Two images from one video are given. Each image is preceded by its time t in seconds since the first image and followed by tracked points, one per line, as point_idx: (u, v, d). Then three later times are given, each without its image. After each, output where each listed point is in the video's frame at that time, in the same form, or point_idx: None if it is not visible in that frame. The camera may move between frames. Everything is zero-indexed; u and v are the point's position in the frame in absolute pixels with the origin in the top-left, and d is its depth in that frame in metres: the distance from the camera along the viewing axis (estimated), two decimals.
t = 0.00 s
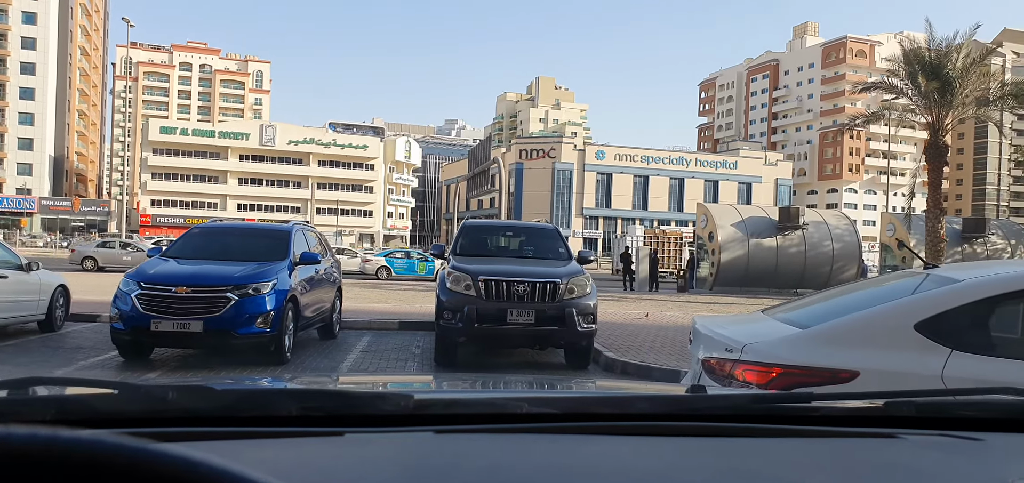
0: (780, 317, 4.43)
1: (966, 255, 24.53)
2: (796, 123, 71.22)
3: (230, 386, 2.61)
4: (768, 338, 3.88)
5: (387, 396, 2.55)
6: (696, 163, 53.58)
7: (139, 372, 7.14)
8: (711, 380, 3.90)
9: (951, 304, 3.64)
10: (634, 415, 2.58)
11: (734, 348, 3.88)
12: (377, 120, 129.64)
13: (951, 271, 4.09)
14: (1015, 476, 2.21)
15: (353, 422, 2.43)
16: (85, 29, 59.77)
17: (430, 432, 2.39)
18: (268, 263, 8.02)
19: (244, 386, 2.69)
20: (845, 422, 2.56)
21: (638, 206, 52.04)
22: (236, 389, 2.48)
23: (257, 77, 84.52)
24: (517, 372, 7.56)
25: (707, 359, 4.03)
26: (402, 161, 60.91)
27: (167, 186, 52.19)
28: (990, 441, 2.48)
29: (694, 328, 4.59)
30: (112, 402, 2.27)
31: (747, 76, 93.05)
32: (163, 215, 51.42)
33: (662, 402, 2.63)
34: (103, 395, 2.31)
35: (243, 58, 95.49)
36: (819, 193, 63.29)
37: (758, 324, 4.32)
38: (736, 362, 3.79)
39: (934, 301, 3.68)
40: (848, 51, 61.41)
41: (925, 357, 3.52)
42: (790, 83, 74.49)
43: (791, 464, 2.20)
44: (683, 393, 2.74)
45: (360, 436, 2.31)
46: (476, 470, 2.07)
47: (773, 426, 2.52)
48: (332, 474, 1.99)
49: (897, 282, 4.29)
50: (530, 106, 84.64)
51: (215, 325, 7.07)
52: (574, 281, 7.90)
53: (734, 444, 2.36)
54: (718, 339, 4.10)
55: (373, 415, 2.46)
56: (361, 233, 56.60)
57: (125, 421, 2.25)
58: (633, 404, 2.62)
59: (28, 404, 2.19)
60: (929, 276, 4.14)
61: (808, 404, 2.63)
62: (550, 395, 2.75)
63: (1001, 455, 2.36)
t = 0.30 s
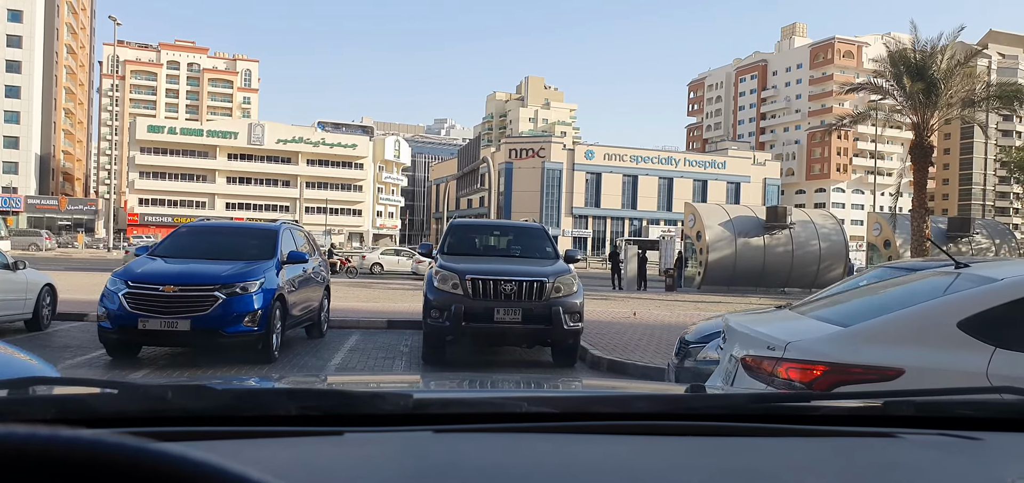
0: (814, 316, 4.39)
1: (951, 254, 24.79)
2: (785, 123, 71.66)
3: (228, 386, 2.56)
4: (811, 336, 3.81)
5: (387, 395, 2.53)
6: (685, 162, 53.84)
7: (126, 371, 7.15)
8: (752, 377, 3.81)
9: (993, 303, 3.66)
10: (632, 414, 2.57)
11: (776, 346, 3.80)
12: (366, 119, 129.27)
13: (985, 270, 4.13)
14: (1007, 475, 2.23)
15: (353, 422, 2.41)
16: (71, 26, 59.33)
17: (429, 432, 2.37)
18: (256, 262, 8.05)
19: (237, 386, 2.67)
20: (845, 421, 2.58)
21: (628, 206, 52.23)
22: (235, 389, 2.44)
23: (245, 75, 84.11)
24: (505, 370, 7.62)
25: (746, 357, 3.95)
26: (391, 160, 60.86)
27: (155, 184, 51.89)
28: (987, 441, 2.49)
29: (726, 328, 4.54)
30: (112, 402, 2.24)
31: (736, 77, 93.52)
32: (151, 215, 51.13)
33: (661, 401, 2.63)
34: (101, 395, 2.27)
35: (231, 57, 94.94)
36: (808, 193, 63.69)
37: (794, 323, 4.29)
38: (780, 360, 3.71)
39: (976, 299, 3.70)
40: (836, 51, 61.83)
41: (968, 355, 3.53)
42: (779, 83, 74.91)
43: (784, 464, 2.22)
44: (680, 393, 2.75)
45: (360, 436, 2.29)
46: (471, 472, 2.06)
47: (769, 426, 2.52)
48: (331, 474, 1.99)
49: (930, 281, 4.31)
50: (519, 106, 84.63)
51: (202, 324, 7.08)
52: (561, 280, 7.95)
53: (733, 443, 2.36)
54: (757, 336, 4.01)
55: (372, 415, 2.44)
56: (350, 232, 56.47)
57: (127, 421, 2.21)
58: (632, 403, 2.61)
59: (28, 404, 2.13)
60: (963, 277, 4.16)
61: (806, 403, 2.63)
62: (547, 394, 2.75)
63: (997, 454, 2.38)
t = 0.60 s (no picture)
0: (851, 317, 4.23)
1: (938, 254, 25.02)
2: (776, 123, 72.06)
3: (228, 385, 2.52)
4: (858, 337, 3.63)
5: (387, 396, 2.50)
6: (677, 162, 54.07)
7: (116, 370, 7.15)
8: (800, 380, 3.63)
9: None
10: (634, 414, 2.56)
11: (823, 347, 3.61)
12: (357, 118, 129.62)
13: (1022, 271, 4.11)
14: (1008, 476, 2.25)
15: (353, 422, 2.38)
16: (61, 23, 58.97)
17: (429, 432, 2.36)
18: (246, 261, 8.06)
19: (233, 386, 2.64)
20: (845, 421, 2.59)
21: (619, 205, 52.39)
22: (234, 389, 2.39)
23: (236, 74, 83.87)
24: (494, 369, 7.65)
25: (792, 359, 3.75)
26: (383, 159, 60.86)
27: (145, 183, 51.67)
28: (989, 441, 2.52)
29: (760, 328, 4.38)
30: (109, 401, 2.17)
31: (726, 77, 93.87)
32: (141, 214, 50.93)
33: (661, 402, 2.62)
34: (99, 393, 2.20)
35: (222, 55, 94.52)
36: (798, 193, 64.00)
37: (829, 320, 4.15)
38: (829, 362, 3.52)
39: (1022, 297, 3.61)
40: (826, 52, 62.18)
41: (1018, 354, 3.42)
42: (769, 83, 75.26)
43: (787, 466, 2.22)
44: (680, 393, 2.75)
45: (363, 436, 2.27)
46: (474, 473, 2.06)
47: (772, 426, 2.52)
48: (333, 474, 1.99)
49: (963, 285, 4.24)
50: (511, 105, 84.63)
51: (192, 322, 7.09)
52: (550, 279, 8.01)
53: (736, 446, 2.36)
54: (797, 336, 3.84)
55: (372, 415, 2.41)
56: (341, 231, 56.37)
57: (123, 421, 2.14)
58: (633, 404, 2.61)
59: (26, 404, 2.08)
60: (999, 278, 4.10)
61: (807, 403, 2.63)
62: (545, 395, 2.74)
63: (996, 453, 2.42)
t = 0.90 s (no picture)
0: (896, 318, 4.20)
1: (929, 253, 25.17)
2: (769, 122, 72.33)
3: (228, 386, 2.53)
4: (912, 340, 3.60)
5: (387, 395, 2.51)
6: (670, 162, 54.25)
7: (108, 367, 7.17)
8: (855, 384, 3.63)
9: None
10: (632, 413, 2.59)
11: (878, 351, 3.59)
12: (352, 117, 129.63)
13: None
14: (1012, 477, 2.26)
15: (353, 422, 2.39)
16: (53, 21, 58.67)
17: (429, 431, 2.37)
18: (238, 259, 8.07)
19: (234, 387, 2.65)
20: (842, 421, 2.63)
21: (613, 204, 52.50)
22: (235, 389, 2.40)
23: (230, 72, 83.66)
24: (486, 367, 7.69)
25: (847, 364, 3.74)
26: (377, 158, 60.87)
27: (138, 182, 51.51)
28: (986, 440, 2.57)
29: (804, 332, 4.34)
30: (110, 399, 2.18)
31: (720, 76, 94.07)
32: (134, 212, 50.77)
33: (659, 402, 2.65)
34: (99, 393, 2.21)
35: (216, 53, 94.27)
36: (791, 192, 64.23)
37: (872, 323, 4.14)
38: (886, 366, 3.50)
39: None
40: (819, 52, 62.43)
41: None
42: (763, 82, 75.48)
43: (786, 462, 2.25)
44: (678, 393, 2.78)
45: (364, 436, 2.27)
46: (477, 472, 2.06)
47: (769, 426, 2.56)
48: (336, 473, 2.00)
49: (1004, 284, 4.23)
50: (505, 104, 84.62)
51: (185, 320, 7.11)
52: (542, 278, 8.06)
53: (737, 445, 2.37)
54: (849, 339, 3.83)
55: (373, 413, 2.41)
56: (335, 230, 56.31)
57: (124, 419, 2.15)
58: (632, 403, 2.64)
59: (31, 404, 2.10)
60: None
61: (805, 402, 2.67)
62: (544, 394, 2.76)
63: (996, 453, 2.45)
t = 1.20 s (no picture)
0: (944, 316, 4.08)
1: (921, 253, 25.28)
2: (763, 123, 72.59)
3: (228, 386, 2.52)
4: (974, 340, 3.49)
5: (387, 395, 2.51)
6: (664, 162, 54.38)
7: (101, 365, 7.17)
8: (912, 384, 3.55)
9: None
10: (631, 414, 2.60)
11: (941, 353, 3.49)
12: (346, 117, 129.40)
13: None
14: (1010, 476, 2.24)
15: (356, 422, 2.38)
16: (45, 19, 58.31)
17: (428, 432, 2.35)
18: (232, 259, 8.10)
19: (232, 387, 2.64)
20: (842, 421, 2.62)
21: (607, 204, 52.53)
22: (236, 390, 2.39)
23: (223, 71, 83.34)
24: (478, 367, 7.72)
25: (905, 365, 3.64)
26: (370, 157, 60.82)
27: (130, 181, 51.31)
28: (985, 440, 2.55)
29: (851, 332, 4.23)
30: (111, 399, 2.17)
31: (713, 77, 94.34)
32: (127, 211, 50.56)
33: (660, 402, 2.65)
34: (100, 394, 2.19)
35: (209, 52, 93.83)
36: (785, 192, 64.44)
37: (920, 323, 4.04)
38: (950, 366, 3.40)
39: None
40: (813, 52, 62.66)
41: None
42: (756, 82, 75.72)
43: (787, 461, 2.24)
44: (679, 394, 2.77)
45: (363, 436, 2.26)
46: (477, 471, 2.04)
47: (768, 425, 2.56)
48: (336, 471, 1.97)
49: None
50: (498, 103, 84.60)
51: (178, 320, 7.15)
52: (534, 278, 8.12)
53: (739, 442, 2.37)
54: (903, 338, 3.75)
55: (374, 414, 2.41)
56: (329, 229, 56.16)
57: (126, 420, 2.14)
58: (631, 403, 2.65)
59: (29, 404, 2.04)
60: None
61: (803, 403, 2.67)
62: (544, 395, 2.77)
63: (996, 454, 2.42)
